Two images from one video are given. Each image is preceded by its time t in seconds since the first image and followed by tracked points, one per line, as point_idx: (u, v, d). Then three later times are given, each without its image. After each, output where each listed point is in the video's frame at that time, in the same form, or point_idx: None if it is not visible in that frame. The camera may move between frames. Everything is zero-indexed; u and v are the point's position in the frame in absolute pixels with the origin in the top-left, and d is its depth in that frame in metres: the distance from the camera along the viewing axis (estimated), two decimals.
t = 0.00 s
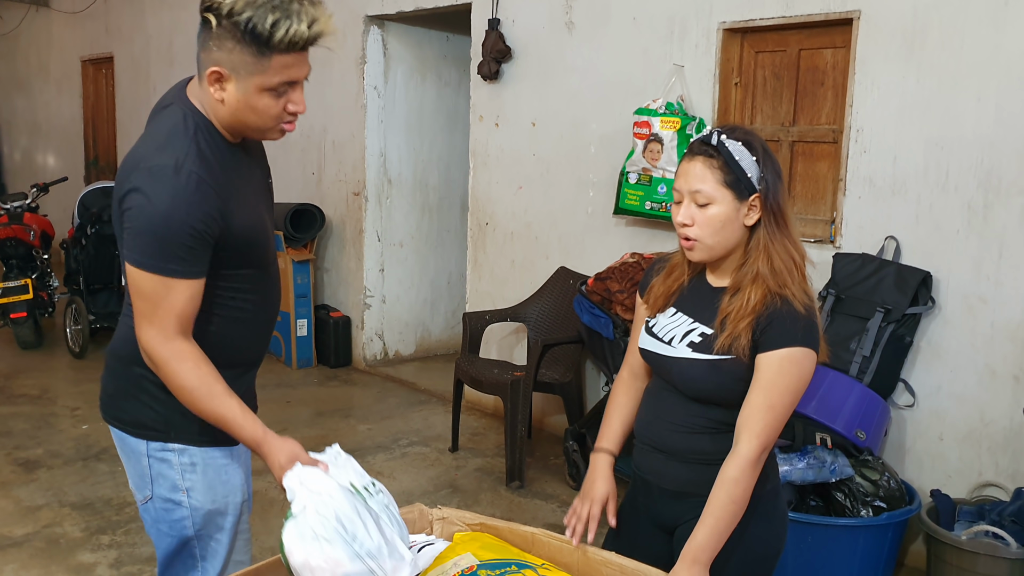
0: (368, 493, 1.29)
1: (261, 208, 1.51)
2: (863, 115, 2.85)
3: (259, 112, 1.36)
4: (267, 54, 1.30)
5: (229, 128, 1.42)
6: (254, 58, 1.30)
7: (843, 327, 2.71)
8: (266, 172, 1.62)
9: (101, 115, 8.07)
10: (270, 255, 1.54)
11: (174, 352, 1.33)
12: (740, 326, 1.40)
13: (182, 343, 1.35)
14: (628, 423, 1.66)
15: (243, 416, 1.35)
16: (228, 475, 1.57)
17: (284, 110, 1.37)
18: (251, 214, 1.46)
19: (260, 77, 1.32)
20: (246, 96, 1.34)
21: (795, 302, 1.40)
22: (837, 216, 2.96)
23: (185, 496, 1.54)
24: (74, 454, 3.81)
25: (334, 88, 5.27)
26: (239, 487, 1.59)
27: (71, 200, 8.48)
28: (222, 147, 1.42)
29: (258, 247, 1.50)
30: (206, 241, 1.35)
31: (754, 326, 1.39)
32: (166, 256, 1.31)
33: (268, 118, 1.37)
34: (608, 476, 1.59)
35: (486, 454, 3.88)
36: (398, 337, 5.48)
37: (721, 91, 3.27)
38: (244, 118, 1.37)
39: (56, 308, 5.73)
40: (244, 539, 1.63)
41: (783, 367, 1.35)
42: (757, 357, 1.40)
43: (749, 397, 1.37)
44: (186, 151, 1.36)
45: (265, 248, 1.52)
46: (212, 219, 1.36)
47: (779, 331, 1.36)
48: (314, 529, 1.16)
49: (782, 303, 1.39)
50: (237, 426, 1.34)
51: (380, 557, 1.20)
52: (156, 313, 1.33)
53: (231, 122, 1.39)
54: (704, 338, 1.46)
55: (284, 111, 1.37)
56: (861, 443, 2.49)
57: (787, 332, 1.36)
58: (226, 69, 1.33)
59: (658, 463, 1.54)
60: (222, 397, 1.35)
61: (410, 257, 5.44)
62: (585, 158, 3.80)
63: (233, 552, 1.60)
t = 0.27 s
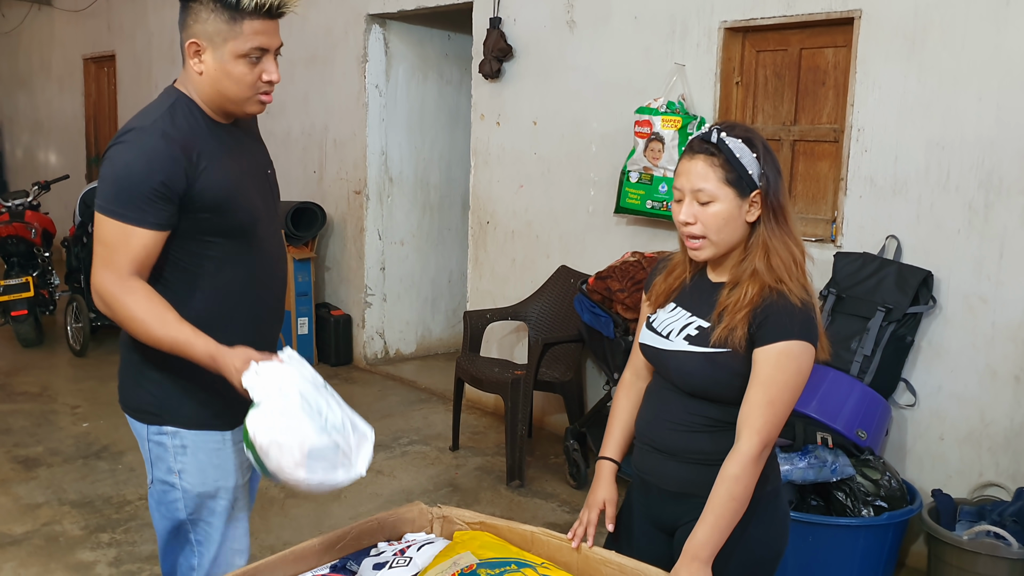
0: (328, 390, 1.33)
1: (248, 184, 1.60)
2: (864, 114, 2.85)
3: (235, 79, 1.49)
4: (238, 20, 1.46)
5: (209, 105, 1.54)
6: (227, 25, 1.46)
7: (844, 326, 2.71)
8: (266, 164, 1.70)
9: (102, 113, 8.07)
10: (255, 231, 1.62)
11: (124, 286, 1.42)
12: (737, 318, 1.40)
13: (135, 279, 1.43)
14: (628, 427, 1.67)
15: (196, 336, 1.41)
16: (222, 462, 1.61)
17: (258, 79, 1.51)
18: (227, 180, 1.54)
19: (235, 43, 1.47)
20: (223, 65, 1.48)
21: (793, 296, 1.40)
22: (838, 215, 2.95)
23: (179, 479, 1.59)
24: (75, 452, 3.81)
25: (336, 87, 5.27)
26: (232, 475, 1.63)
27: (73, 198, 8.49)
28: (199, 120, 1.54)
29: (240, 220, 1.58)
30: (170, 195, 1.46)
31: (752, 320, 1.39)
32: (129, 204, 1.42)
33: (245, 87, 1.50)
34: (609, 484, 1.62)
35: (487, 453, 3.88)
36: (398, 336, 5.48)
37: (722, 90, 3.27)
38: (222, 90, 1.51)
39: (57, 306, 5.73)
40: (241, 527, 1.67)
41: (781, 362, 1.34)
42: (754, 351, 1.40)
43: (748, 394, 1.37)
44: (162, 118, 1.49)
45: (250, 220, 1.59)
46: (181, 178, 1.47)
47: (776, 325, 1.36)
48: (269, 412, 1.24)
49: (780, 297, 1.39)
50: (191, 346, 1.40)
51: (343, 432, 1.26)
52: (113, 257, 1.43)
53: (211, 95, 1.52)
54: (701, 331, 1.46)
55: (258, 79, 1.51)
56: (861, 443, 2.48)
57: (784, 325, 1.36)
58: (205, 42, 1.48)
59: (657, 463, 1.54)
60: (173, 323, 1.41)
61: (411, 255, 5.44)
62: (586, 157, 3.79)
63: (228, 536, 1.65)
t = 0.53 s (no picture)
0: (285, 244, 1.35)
1: (231, 182, 1.61)
2: (864, 114, 2.84)
3: (231, 83, 1.52)
4: (248, 31, 1.49)
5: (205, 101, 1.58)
6: (237, 32, 1.49)
7: (845, 327, 2.70)
8: (265, 170, 1.71)
9: (104, 114, 8.08)
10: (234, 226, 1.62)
11: (99, 254, 1.45)
12: (739, 319, 1.40)
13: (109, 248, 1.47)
14: (628, 430, 1.67)
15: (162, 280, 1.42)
16: (181, 451, 1.59)
17: (252, 90, 1.53)
18: (203, 170, 1.56)
19: (238, 49, 1.50)
20: (224, 67, 1.51)
21: (793, 296, 1.40)
22: (839, 215, 2.95)
23: (143, 465, 1.59)
24: (75, 453, 3.81)
25: (337, 88, 5.27)
26: (192, 465, 1.60)
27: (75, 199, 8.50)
28: (188, 112, 1.56)
29: (213, 211, 1.59)
30: (142, 179, 1.48)
31: (753, 320, 1.39)
32: (100, 184, 1.46)
33: (237, 92, 1.53)
34: (610, 490, 1.61)
35: (487, 454, 3.88)
36: (399, 336, 5.48)
37: (723, 90, 3.27)
38: (217, 90, 1.53)
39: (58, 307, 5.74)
40: (207, 520, 1.63)
41: (786, 362, 1.34)
42: (757, 352, 1.40)
43: (754, 395, 1.37)
44: (145, 108, 1.53)
45: (226, 212, 1.60)
46: (155, 163, 1.49)
47: (778, 325, 1.36)
48: (246, 264, 1.24)
49: (781, 297, 1.39)
50: (152, 289, 1.41)
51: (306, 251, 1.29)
52: (90, 231, 1.47)
53: (208, 92, 1.55)
54: (703, 334, 1.46)
55: (252, 91, 1.53)
56: (862, 443, 2.48)
57: (786, 325, 1.36)
58: (215, 42, 1.51)
59: (660, 466, 1.54)
60: (139, 274, 1.43)
61: (412, 256, 5.44)
62: (586, 158, 3.79)
63: (191, 530, 1.61)
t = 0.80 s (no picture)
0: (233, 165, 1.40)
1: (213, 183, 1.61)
2: (865, 114, 2.85)
3: (229, 83, 1.54)
4: (255, 37, 1.52)
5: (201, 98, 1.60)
6: (245, 35, 1.52)
7: (846, 327, 2.70)
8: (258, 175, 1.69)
9: (105, 116, 8.09)
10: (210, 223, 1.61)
11: (78, 237, 1.45)
12: (742, 321, 1.40)
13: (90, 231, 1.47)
14: (630, 431, 1.68)
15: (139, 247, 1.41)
16: (154, 445, 1.59)
17: (249, 94, 1.55)
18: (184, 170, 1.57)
19: (243, 52, 1.52)
20: (225, 67, 1.54)
21: (795, 297, 1.40)
22: (840, 215, 2.95)
23: (122, 456, 1.62)
24: (77, 455, 3.82)
25: (338, 89, 5.28)
26: (166, 460, 1.60)
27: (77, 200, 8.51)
28: (181, 114, 1.59)
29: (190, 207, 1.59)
30: (121, 169, 1.50)
31: (756, 321, 1.39)
32: (82, 170, 1.49)
33: (233, 93, 1.54)
34: (613, 491, 1.62)
35: (489, 454, 3.89)
36: (401, 337, 5.49)
37: (724, 91, 3.27)
38: (215, 88, 1.56)
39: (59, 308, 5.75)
40: (182, 514, 1.62)
41: (789, 364, 1.35)
42: (760, 354, 1.40)
43: (757, 396, 1.38)
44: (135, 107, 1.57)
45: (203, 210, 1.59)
46: (135, 155, 1.52)
47: (781, 327, 1.37)
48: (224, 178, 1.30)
49: (783, 298, 1.39)
50: (132, 254, 1.39)
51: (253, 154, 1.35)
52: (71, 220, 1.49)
53: (207, 89, 1.57)
54: (706, 336, 1.46)
55: (248, 95, 1.55)
56: (863, 444, 2.48)
57: (788, 326, 1.36)
58: (223, 42, 1.54)
59: (662, 467, 1.54)
60: (115, 245, 1.42)
61: (413, 257, 5.44)
62: (587, 158, 3.80)
63: (167, 523, 1.61)
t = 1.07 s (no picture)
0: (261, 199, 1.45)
1: (205, 185, 1.60)
2: (867, 116, 2.85)
3: (225, 92, 1.55)
4: (250, 45, 1.52)
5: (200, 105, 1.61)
6: (240, 44, 1.53)
7: (848, 328, 2.70)
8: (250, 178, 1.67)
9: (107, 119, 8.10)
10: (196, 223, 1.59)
11: (85, 237, 1.48)
12: (743, 324, 1.40)
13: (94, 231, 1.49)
14: (632, 432, 1.67)
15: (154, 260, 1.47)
16: (150, 441, 1.59)
17: (245, 102, 1.56)
18: (177, 170, 1.57)
19: (239, 61, 1.53)
20: (222, 75, 1.55)
21: (797, 301, 1.40)
22: (842, 217, 2.95)
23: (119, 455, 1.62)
24: (80, 457, 3.82)
25: (340, 92, 5.28)
26: (163, 455, 1.60)
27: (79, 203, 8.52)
28: (179, 116, 1.60)
29: (180, 205, 1.58)
30: (116, 165, 1.50)
31: (757, 324, 1.39)
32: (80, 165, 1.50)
33: (230, 101, 1.55)
34: (615, 493, 1.61)
35: (491, 456, 3.88)
36: (403, 339, 5.48)
37: (725, 92, 3.27)
38: (212, 96, 1.57)
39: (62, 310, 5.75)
40: (180, 511, 1.62)
41: (791, 366, 1.34)
42: (762, 357, 1.40)
43: (759, 399, 1.37)
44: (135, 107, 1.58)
45: (194, 211, 1.59)
46: (129, 152, 1.52)
47: (783, 330, 1.36)
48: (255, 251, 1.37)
49: (784, 302, 1.39)
50: (147, 267, 1.45)
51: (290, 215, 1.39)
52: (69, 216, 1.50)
53: (205, 96, 1.58)
54: (708, 339, 1.46)
55: (245, 103, 1.56)
56: (866, 446, 2.46)
57: (790, 330, 1.36)
58: (220, 50, 1.55)
59: (664, 469, 1.53)
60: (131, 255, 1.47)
61: (415, 259, 5.44)
62: (589, 160, 3.79)
63: (165, 520, 1.61)
